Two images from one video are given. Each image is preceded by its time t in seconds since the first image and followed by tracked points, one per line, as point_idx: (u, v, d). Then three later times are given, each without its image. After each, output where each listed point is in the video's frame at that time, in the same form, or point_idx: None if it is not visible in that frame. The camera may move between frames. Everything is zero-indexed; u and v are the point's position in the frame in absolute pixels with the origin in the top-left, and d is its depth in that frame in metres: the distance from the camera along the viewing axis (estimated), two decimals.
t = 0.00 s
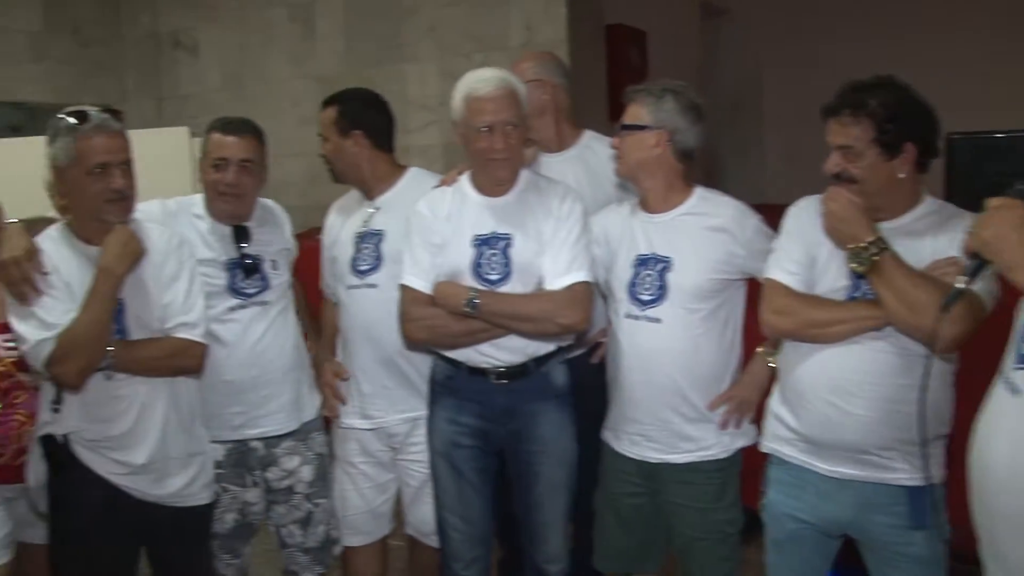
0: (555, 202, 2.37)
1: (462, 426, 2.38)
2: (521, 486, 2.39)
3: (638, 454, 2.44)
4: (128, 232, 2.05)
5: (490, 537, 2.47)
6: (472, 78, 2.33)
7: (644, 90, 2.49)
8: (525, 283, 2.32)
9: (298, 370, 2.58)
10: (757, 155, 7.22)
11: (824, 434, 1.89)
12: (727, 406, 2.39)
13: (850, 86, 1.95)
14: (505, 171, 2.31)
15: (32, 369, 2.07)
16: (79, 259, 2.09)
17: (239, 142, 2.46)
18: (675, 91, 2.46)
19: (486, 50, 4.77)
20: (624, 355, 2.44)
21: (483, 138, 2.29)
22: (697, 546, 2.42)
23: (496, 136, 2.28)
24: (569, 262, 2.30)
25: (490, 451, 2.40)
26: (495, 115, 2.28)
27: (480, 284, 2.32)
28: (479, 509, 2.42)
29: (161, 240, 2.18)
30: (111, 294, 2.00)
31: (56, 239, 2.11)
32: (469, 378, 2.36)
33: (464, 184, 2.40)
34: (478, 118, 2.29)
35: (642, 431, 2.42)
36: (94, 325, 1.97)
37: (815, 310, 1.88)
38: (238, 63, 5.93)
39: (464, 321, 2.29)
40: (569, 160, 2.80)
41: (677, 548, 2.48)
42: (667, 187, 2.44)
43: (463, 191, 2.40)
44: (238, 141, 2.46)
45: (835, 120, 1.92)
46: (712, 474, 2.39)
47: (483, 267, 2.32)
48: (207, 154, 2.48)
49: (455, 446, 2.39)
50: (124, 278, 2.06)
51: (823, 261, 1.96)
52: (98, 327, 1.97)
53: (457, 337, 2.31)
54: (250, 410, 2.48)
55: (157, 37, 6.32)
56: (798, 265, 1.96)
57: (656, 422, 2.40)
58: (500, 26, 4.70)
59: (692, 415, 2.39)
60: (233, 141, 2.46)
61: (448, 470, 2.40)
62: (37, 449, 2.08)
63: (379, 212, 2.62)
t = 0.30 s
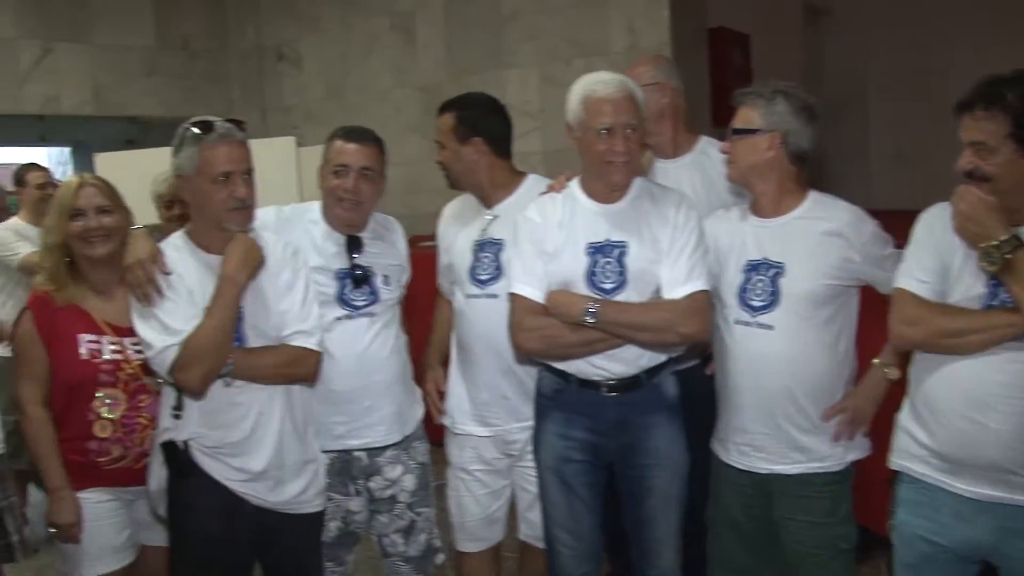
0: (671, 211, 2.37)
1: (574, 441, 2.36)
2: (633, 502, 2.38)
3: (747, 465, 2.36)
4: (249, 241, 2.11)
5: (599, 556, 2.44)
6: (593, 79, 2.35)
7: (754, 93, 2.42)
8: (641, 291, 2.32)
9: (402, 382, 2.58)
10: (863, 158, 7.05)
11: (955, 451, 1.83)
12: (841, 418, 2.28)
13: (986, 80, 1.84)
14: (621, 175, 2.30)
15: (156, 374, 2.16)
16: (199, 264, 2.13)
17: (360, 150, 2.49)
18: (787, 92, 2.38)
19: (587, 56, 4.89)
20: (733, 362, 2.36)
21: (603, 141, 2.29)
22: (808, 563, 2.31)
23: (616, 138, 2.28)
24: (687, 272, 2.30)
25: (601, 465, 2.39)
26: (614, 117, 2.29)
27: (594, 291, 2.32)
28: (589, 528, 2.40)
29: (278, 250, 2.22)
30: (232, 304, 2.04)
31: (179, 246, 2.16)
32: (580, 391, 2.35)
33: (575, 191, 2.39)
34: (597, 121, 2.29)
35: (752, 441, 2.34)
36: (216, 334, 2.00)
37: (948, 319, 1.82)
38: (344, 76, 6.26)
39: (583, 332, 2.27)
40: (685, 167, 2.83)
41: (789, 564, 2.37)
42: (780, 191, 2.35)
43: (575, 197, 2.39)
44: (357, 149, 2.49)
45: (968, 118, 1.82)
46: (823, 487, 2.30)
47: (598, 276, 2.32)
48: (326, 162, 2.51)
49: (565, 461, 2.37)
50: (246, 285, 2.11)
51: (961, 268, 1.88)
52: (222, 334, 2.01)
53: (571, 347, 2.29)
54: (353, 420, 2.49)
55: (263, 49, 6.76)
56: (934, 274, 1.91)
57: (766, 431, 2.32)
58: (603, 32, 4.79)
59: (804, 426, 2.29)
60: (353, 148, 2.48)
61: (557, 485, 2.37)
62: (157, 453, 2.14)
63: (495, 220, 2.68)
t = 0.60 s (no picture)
0: (781, 212, 2.29)
1: (672, 443, 2.32)
2: (729, 510, 2.34)
3: (848, 475, 2.27)
4: (350, 232, 2.12)
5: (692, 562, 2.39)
6: (703, 72, 2.28)
7: (872, 88, 2.32)
8: (747, 292, 2.26)
9: (495, 378, 2.53)
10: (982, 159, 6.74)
11: None
12: (954, 431, 2.14)
13: None
14: (731, 171, 2.23)
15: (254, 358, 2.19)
16: (302, 254, 2.16)
17: (470, 134, 2.48)
18: (908, 86, 2.28)
19: (693, 50, 4.79)
20: (839, 368, 2.28)
21: (713, 136, 2.23)
22: None
23: (728, 133, 2.22)
24: (797, 273, 2.23)
25: (698, 470, 2.34)
26: (725, 111, 2.22)
27: (698, 292, 2.27)
28: (685, 532, 2.36)
29: (378, 242, 2.24)
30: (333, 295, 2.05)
31: (280, 235, 2.17)
32: (681, 394, 2.31)
33: (682, 186, 2.34)
34: (707, 116, 2.23)
35: (855, 452, 2.25)
36: (316, 324, 2.02)
37: None
38: (447, 69, 6.29)
39: (684, 333, 2.21)
40: (798, 165, 2.75)
41: None
42: (896, 191, 2.24)
43: (682, 190, 2.34)
44: (464, 133, 2.48)
45: None
46: (930, 504, 2.19)
47: (703, 276, 2.26)
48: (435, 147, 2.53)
49: (661, 464, 2.33)
50: (347, 275, 2.13)
51: None
52: (321, 326, 2.03)
53: (672, 347, 2.23)
54: (439, 413, 2.47)
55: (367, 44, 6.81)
56: None
57: (871, 442, 2.22)
58: (711, 25, 4.68)
59: (913, 438, 2.19)
60: (461, 133, 2.48)
61: (656, 490, 2.34)
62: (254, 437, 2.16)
63: (593, 216, 2.65)
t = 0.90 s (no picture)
0: (833, 213, 2.23)
1: (714, 445, 2.29)
2: (770, 516, 2.29)
3: (890, 487, 2.21)
4: (392, 226, 2.11)
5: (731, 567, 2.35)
6: (756, 70, 2.24)
7: (931, 87, 2.25)
8: (795, 296, 2.21)
9: (546, 378, 2.43)
10: None
11: None
12: (1004, 448, 2.08)
13: None
14: (783, 173, 2.19)
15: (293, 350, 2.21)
16: (342, 247, 2.16)
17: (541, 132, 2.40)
18: (971, 86, 2.20)
19: (749, 46, 4.71)
20: (885, 377, 2.21)
21: (765, 136, 2.19)
22: None
23: (781, 133, 2.18)
24: (848, 276, 2.17)
25: (740, 474, 2.30)
26: (779, 111, 2.18)
27: (746, 293, 2.23)
28: (724, 535, 2.32)
29: (419, 236, 2.24)
30: (372, 290, 2.05)
31: (320, 227, 2.17)
32: (725, 395, 2.27)
33: (734, 184, 2.30)
34: (760, 115, 2.19)
35: (898, 463, 2.19)
36: (353, 319, 2.01)
37: None
38: (501, 63, 6.28)
39: (730, 335, 2.18)
40: (852, 167, 2.70)
41: None
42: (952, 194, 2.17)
43: (732, 188, 2.30)
44: (533, 130, 2.39)
45: None
46: (975, 521, 2.12)
47: (752, 277, 2.22)
48: (504, 146, 2.41)
49: (703, 465, 2.30)
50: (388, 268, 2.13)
51: None
52: (359, 321, 2.02)
53: (717, 349, 2.20)
54: (486, 408, 2.40)
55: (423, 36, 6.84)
56: None
57: (914, 453, 2.16)
58: (768, 20, 4.60)
59: (961, 452, 2.12)
60: (529, 128, 2.40)
61: (697, 492, 2.31)
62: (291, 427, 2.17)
63: (630, 221, 2.68)
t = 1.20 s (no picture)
0: (845, 216, 2.21)
1: (724, 448, 2.27)
2: (779, 521, 2.27)
3: (895, 495, 2.19)
4: (393, 227, 2.11)
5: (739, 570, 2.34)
6: (767, 73, 2.22)
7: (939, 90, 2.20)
8: (807, 299, 2.19)
9: (556, 384, 2.29)
10: None
11: None
12: (1011, 458, 2.05)
13: None
14: (794, 176, 2.16)
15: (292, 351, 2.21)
16: (343, 249, 2.15)
17: (546, 132, 2.28)
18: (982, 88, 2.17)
19: (763, 48, 4.68)
20: (890, 384, 2.19)
21: (776, 139, 2.16)
22: None
23: (792, 136, 2.15)
24: (859, 279, 2.14)
25: (749, 478, 2.28)
26: (791, 114, 2.15)
27: (757, 296, 2.21)
28: (732, 539, 2.30)
29: (418, 237, 2.23)
30: (374, 292, 2.04)
31: (320, 228, 2.16)
32: (735, 398, 2.26)
33: (745, 187, 2.27)
34: (770, 118, 2.17)
35: (903, 471, 2.17)
36: (357, 320, 2.01)
37: None
38: (514, 63, 6.27)
39: (743, 339, 2.17)
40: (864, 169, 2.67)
41: None
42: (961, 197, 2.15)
43: (744, 191, 2.28)
44: (539, 129, 2.27)
45: None
46: (981, 530, 2.10)
47: (762, 280, 2.20)
48: (511, 148, 2.27)
49: (711, 469, 2.28)
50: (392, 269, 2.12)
51: None
52: (361, 323, 2.01)
53: (727, 351, 2.19)
54: (490, 412, 2.28)
55: (435, 37, 6.84)
56: None
57: (919, 461, 2.14)
58: (781, 21, 4.57)
59: (967, 461, 2.09)
60: (535, 127, 2.28)
61: (704, 495, 2.29)
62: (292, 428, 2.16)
63: (651, 223, 2.66)
